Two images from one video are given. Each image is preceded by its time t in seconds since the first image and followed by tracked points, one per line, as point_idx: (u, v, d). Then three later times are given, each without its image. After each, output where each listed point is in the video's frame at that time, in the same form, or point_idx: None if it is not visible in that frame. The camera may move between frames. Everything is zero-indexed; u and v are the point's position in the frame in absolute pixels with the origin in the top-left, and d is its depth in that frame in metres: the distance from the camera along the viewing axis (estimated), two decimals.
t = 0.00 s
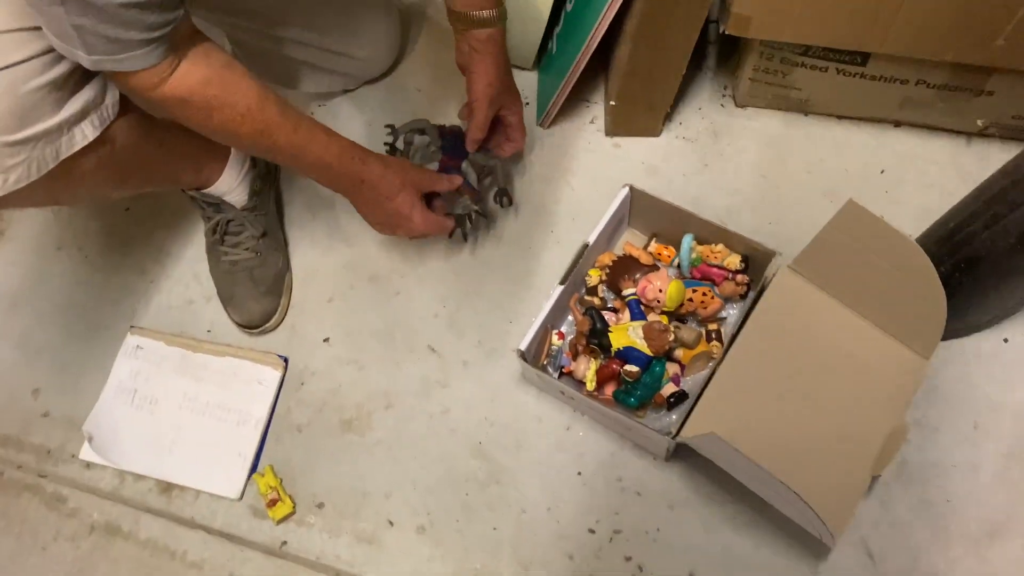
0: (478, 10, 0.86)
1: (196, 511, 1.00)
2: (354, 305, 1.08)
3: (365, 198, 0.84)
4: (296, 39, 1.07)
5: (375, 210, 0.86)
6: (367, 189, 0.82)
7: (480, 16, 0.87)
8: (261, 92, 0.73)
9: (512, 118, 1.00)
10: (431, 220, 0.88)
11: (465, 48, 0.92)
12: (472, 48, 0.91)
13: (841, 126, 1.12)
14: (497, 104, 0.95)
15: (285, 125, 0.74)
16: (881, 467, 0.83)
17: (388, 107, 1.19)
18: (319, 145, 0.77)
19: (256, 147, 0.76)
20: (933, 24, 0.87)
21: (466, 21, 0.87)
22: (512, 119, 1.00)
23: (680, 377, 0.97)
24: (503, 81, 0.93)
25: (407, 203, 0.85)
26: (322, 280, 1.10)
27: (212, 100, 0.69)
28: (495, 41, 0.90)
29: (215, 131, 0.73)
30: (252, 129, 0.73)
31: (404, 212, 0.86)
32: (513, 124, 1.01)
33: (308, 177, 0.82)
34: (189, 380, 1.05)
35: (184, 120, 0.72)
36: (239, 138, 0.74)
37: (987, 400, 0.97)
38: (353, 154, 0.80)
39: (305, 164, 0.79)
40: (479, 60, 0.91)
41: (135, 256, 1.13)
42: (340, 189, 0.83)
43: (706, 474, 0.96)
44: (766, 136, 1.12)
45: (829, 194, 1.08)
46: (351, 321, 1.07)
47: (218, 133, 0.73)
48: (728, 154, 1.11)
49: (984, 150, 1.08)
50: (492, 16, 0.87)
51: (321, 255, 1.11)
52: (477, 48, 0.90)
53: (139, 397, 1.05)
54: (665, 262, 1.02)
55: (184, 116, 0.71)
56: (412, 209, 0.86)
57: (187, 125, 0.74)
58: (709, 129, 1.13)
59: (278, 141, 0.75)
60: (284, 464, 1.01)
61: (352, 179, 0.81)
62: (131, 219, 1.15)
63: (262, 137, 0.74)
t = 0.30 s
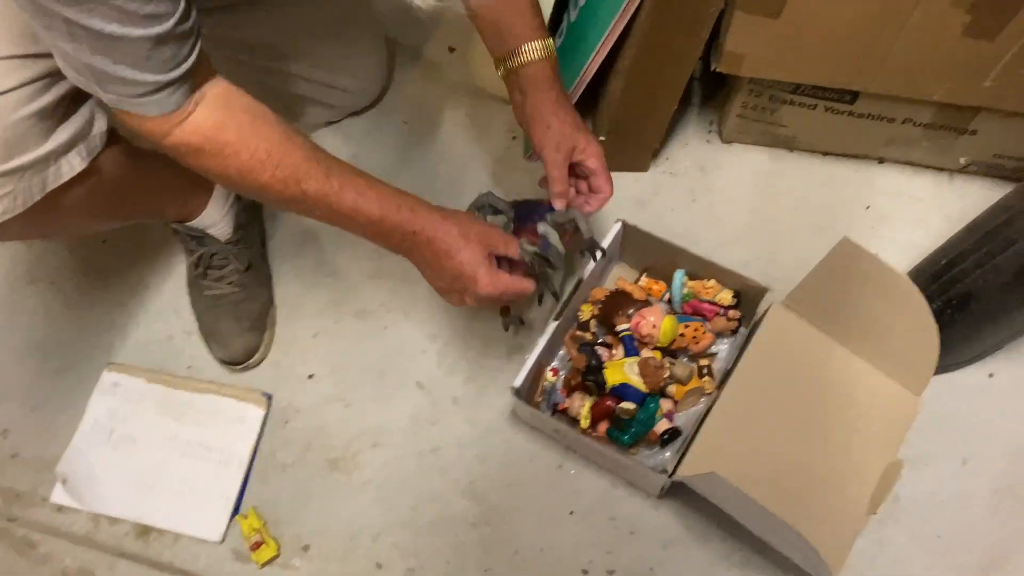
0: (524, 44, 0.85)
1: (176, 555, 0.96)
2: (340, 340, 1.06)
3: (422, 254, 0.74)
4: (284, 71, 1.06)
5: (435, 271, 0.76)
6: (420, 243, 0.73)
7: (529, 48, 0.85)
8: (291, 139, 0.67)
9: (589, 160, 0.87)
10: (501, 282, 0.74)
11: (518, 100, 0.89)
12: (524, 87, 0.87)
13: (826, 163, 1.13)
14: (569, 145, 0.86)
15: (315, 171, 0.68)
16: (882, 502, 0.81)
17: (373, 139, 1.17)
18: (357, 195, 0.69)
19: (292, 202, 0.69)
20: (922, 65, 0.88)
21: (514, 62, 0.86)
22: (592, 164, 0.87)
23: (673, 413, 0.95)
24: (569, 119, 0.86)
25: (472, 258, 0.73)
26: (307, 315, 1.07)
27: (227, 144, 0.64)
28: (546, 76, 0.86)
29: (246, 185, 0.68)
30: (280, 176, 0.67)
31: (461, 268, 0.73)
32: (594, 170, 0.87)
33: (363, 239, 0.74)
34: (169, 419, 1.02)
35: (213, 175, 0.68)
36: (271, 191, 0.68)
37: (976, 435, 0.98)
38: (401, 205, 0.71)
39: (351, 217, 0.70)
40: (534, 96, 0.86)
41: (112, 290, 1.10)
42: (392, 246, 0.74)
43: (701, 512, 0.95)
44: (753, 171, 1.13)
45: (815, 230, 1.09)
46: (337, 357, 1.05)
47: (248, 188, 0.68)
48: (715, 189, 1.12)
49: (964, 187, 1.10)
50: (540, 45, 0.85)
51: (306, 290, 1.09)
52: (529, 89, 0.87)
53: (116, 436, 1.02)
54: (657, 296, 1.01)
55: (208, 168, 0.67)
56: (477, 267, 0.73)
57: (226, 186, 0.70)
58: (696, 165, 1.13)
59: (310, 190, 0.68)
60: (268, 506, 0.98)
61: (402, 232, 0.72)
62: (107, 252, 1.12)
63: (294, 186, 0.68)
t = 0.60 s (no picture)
0: (610, 159, 0.83)
1: None
2: (319, 375, 1.05)
3: (502, 329, 0.73)
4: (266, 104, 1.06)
5: (512, 342, 0.75)
6: (499, 315, 0.71)
7: (616, 164, 0.83)
8: (365, 214, 0.65)
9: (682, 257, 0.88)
10: (580, 343, 0.75)
11: (603, 203, 0.88)
12: (611, 196, 0.86)
13: (802, 203, 1.14)
14: (656, 242, 0.86)
15: (393, 244, 0.65)
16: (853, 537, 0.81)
17: (354, 172, 1.18)
18: (434, 268, 0.67)
19: (368, 278, 0.66)
20: (897, 112, 0.90)
21: (599, 170, 0.84)
22: (683, 258, 0.88)
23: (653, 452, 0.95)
24: (657, 222, 0.86)
25: (549, 324, 0.73)
26: (285, 349, 1.07)
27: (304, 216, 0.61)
28: (633, 187, 0.85)
29: (322, 260, 0.65)
30: (358, 250, 0.64)
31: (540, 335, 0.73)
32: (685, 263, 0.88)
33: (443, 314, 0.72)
34: (143, 453, 1.01)
35: (284, 249, 0.64)
36: (348, 266, 0.65)
37: (949, 475, 0.99)
38: (476, 276, 0.69)
39: (428, 292, 0.68)
40: (625, 206, 0.86)
41: (86, 321, 1.09)
42: (469, 320, 0.72)
43: (679, 551, 0.95)
44: (731, 211, 1.14)
45: (792, 269, 1.10)
46: (315, 392, 1.04)
47: (321, 263, 0.65)
48: (694, 228, 1.13)
49: (936, 229, 1.12)
50: (627, 158, 0.83)
51: (284, 323, 1.08)
52: (616, 197, 0.86)
53: (88, 471, 1.00)
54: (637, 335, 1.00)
55: (280, 242, 0.63)
56: (556, 333, 0.73)
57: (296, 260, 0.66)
58: (675, 203, 1.14)
59: (388, 263, 0.65)
60: (243, 543, 0.96)
61: (481, 304, 0.69)
62: (81, 282, 1.11)
63: (371, 262, 0.65)
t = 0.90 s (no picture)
0: (592, 199, 0.88)
1: None
2: (320, 389, 1.05)
3: (412, 321, 0.76)
4: (274, 117, 1.06)
5: (421, 334, 0.77)
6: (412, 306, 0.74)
7: (597, 206, 0.88)
8: (297, 204, 0.67)
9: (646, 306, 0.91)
10: (484, 341, 0.75)
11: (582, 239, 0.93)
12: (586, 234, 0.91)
13: (807, 227, 1.14)
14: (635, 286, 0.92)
15: (319, 235, 0.67)
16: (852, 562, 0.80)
17: (360, 188, 1.18)
18: (355, 260, 0.70)
19: (289, 263, 0.69)
20: (903, 138, 0.90)
21: (581, 207, 0.89)
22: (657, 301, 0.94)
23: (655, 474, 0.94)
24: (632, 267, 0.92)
25: (458, 321, 0.75)
26: (287, 362, 1.06)
27: (236, 205, 0.63)
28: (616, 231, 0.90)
29: (245, 245, 0.66)
30: (282, 239, 0.66)
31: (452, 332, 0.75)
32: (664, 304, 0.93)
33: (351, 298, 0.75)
34: (142, 465, 1.00)
35: (209, 232, 0.66)
36: (269, 250, 0.67)
37: (954, 503, 0.98)
38: (396, 269, 0.72)
39: (342, 278, 0.70)
40: (603, 245, 0.91)
41: (87, 331, 1.08)
42: (379, 306, 0.74)
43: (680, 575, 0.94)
44: (737, 233, 1.14)
45: (797, 293, 1.10)
46: (316, 406, 1.04)
47: (245, 248, 0.67)
48: (699, 249, 1.13)
49: (941, 256, 1.12)
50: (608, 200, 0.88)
51: (287, 337, 1.08)
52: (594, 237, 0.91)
53: (86, 482, 0.99)
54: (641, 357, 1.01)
55: (206, 226, 0.65)
56: (464, 329, 0.75)
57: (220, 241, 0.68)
58: (680, 225, 1.14)
59: (312, 253, 0.67)
60: (241, 558, 0.95)
61: (392, 293, 0.72)
62: (85, 292, 1.10)
63: (293, 249, 0.67)
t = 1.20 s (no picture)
0: (606, 221, 0.87)
1: None
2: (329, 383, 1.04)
3: (302, 359, 0.85)
4: (286, 109, 1.05)
5: (307, 368, 0.87)
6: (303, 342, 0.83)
7: (612, 227, 0.87)
8: (236, 221, 0.69)
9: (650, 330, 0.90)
10: (365, 390, 0.92)
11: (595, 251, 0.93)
12: (600, 251, 0.91)
13: (820, 230, 1.14)
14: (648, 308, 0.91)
15: (248, 262, 0.71)
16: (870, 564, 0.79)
17: (372, 183, 1.18)
18: (273, 290, 0.75)
19: (210, 276, 0.72)
20: (917, 141, 0.90)
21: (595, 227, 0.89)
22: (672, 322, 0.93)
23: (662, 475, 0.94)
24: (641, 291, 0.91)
25: (346, 366, 0.88)
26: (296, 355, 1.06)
27: (185, 216, 0.65)
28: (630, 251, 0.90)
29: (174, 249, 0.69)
30: (213, 255, 0.69)
31: (342, 376, 0.88)
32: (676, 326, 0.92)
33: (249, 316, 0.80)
34: (149, 455, 1.00)
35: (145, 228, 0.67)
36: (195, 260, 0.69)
37: (964, 509, 0.97)
38: (303, 309, 0.80)
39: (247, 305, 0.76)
40: (615, 266, 0.90)
41: (96, 320, 1.08)
42: (279, 331, 0.81)
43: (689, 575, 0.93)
44: (749, 234, 1.13)
45: (809, 295, 1.09)
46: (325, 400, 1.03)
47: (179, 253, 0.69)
48: (711, 250, 1.12)
49: (954, 261, 1.11)
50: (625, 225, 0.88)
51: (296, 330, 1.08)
52: (607, 256, 0.90)
53: (93, 471, 0.99)
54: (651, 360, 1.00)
55: (145, 223, 0.66)
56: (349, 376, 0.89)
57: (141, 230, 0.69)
58: (692, 226, 1.14)
59: (236, 277, 0.71)
60: (246, 550, 0.95)
61: (292, 329, 0.80)
62: (95, 281, 1.10)
63: (218, 268, 0.70)
